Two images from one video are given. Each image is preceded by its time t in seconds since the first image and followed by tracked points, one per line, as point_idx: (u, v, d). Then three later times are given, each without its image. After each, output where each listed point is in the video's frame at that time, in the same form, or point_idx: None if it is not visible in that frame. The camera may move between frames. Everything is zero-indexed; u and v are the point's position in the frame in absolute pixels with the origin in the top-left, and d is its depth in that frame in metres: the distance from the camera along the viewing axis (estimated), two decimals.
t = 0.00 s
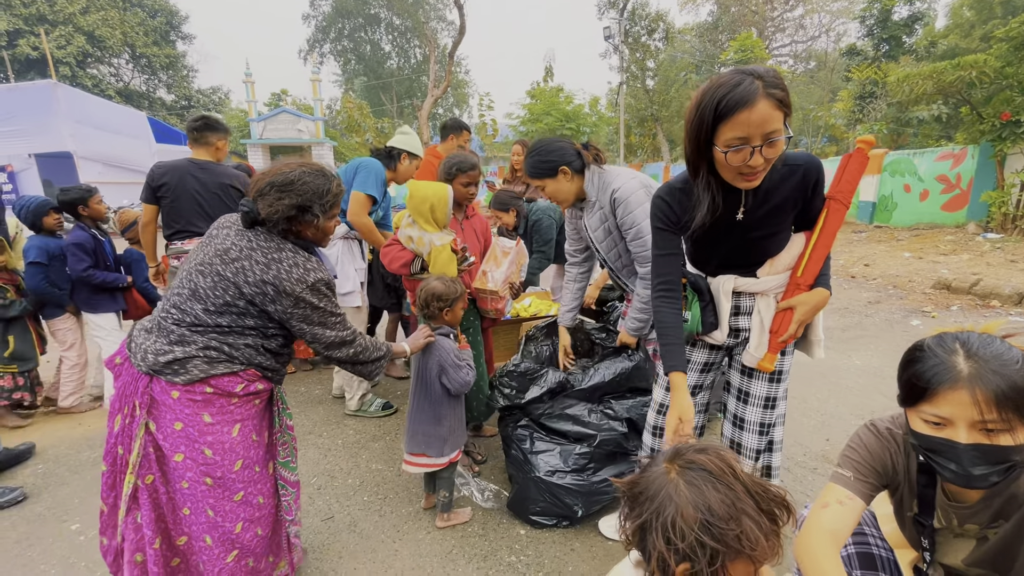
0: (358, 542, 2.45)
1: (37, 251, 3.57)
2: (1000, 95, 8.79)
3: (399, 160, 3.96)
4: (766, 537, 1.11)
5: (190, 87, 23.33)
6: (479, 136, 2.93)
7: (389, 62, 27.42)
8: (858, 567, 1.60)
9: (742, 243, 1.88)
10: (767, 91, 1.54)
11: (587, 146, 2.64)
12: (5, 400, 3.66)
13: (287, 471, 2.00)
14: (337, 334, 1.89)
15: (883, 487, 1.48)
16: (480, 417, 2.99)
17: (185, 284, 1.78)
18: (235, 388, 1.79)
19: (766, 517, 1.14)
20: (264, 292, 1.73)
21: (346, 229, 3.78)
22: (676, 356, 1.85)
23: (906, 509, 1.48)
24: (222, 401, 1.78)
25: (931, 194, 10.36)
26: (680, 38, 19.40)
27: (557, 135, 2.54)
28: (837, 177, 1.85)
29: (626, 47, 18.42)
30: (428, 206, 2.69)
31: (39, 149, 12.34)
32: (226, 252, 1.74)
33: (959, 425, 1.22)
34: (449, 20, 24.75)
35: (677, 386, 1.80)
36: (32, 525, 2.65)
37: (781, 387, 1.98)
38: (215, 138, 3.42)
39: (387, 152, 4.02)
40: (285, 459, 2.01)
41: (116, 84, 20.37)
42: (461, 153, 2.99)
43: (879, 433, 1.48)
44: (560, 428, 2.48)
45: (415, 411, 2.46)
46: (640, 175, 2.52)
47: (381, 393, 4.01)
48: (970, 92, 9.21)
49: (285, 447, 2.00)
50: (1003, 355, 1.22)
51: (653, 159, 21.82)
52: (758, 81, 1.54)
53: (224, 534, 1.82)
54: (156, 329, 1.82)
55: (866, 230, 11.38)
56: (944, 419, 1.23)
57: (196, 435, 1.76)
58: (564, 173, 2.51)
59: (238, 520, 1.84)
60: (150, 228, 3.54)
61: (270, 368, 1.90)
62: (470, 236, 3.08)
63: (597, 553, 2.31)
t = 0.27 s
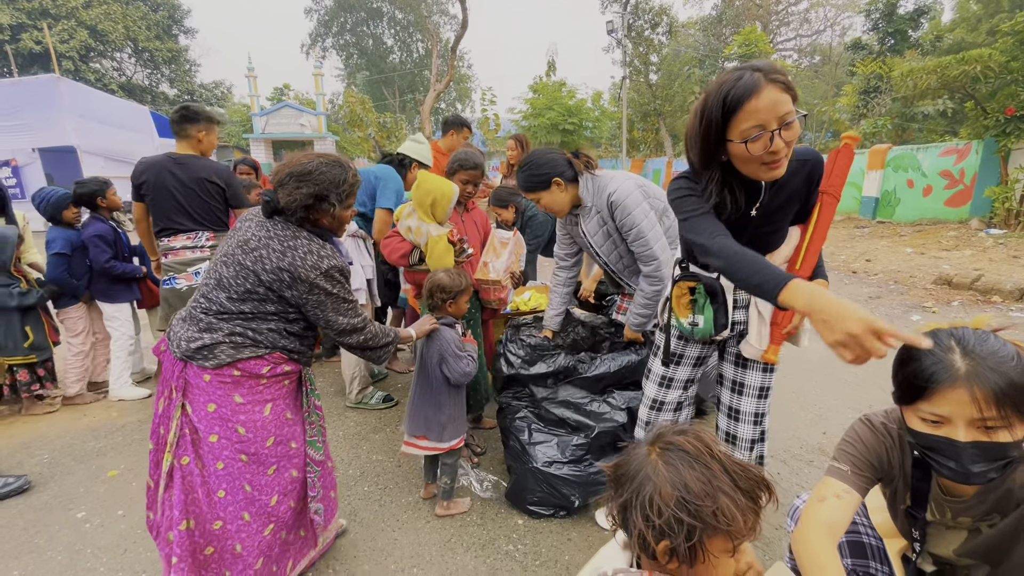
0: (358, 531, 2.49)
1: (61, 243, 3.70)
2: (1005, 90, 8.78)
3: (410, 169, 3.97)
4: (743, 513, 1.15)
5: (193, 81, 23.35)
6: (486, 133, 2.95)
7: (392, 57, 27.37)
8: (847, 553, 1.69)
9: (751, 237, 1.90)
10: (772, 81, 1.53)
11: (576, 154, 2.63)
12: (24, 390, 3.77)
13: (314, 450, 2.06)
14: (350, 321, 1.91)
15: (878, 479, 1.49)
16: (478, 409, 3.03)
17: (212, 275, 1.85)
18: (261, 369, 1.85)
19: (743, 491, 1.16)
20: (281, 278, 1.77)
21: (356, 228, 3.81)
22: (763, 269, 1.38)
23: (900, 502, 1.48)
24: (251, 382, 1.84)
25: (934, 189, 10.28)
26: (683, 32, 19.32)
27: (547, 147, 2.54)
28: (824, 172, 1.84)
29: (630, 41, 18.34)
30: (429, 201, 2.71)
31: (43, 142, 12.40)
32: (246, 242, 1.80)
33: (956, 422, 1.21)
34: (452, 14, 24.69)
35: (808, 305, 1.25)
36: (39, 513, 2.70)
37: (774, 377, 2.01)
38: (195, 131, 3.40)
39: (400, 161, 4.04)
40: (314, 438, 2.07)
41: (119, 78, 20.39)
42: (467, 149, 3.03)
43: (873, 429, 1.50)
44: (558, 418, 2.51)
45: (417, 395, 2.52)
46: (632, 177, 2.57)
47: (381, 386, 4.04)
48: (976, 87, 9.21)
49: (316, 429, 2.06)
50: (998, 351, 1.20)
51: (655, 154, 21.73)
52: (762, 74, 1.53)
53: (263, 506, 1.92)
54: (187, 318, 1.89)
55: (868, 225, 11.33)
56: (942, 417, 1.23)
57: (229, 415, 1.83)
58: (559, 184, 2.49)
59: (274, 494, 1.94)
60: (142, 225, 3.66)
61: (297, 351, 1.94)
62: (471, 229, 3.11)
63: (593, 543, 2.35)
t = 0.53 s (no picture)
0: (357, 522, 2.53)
1: (82, 236, 3.79)
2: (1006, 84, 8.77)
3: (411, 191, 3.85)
4: (723, 503, 1.16)
5: (192, 76, 23.29)
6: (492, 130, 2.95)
7: (392, 51, 27.27)
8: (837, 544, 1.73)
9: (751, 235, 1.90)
10: (781, 77, 1.51)
11: (572, 163, 2.62)
12: (32, 387, 3.77)
13: (348, 433, 2.09)
14: (363, 319, 1.92)
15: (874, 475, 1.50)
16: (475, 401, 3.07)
17: (233, 266, 1.88)
18: (277, 361, 1.89)
19: (723, 485, 1.18)
20: (298, 275, 1.80)
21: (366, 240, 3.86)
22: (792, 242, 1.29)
23: (893, 497, 1.50)
24: (268, 371, 1.89)
25: (935, 184, 10.31)
26: (685, 26, 19.23)
27: (544, 158, 2.55)
28: (821, 168, 1.86)
29: (631, 35, 18.26)
30: (434, 201, 2.70)
31: (42, 138, 12.42)
32: (266, 236, 1.83)
33: (944, 424, 1.23)
34: (452, 7, 24.57)
35: (839, 283, 1.15)
36: (42, 505, 2.74)
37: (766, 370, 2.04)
38: (177, 127, 3.35)
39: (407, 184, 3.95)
40: (344, 422, 2.11)
41: (119, 73, 20.36)
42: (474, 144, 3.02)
43: (867, 428, 1.49)
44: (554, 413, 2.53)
45: (428, 391, 2.57)
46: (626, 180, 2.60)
47: (380, 380, 4.08)
48: (977, 81, 9.20)
49: (340, 414, 2.10)
50: (993, 355, 1.20)
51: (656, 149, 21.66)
52: (771, 71, 1.51)
53: (298, 486, 1.96)
54: (209, 308, 1.93)
55: (868, 220, 11.32)
56: (930, 418, 1.24)
57: (249, 401, 1.89)
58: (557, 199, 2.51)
59: (306, 475, 1.96)
60: (135, 225, 3.66)
61: (312, 346, 1.98)
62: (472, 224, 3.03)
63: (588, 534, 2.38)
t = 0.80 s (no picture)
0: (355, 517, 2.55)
1: (91, 231, 3.81)
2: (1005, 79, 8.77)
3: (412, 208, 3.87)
4: (710, 500, 1.18)
5: (190, 71, 23.19)
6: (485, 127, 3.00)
7: (390, 46, 27.14)
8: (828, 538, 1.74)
9: (744, 233, 1.87)
10: (781, 80, 1.49)
11: (577, 170, 2.59)
12: (50, 381, 3.85)
13: (355, 439, 2.06)
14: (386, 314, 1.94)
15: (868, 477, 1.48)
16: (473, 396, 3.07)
17: (253, 264, 1.86)
18: (303, 359, 1.88)
19: (711, 483, 1.20)
20: (322, 270, 1.80)
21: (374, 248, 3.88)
22: (755, 270, 1.41)
23: (886, 497, 1.50)
24: (292, 371, 1.88)
25: (933, 179, 10.22)
26: (684, 20, 19.17)
27: (551, 159, 2.50)
28: (819, 168, 1.88)
29: (630, 29, 18.19)
30: (432, 199, 2.70)
31: (39, 134, 12.37)
32: (288, 232, 1.81)
33: (933, 428, 1.24)
34: (450, 1, 24.45)
35: (777, 319, 1.31)
36: (42, 501, 2.76)
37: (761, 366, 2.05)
38: (185, 126, 3.38)
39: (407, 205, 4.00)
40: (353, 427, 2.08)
41: (115, 68, 20.27)
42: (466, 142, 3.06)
43: (863, 428, 1.48)
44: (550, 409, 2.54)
45: (435, 387, 2.57)
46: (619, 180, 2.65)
47: (378, 376, 4.10)
48: (976, 76, 9.20)
49: (351, 416, 2.06)
50: (988, 363, 1.21)
51: (654, 144, 21.61)
52: (771, 74, 1.50)
53: (308, 492, 1.94)
54: (229, 307, 1.91)
55: (866, 216, 11.32)
56: (920, 421, 1.25)
57: (272, 403, 1.87)
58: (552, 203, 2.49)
59: (318, 481, 1.95)
60: (139, 222, 3.66)
61: (335, 342, 1.97)
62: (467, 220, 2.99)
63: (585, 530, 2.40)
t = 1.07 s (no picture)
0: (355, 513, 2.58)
1: (94, 228, 3.75)
2: (1004, 74, 8.77)
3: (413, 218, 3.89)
4: (705, 500, 1.19)
5: (186, 66, 23.05)
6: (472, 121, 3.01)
7: (388, 40, 27.01)
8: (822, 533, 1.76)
9: (744, 231, 1.89)
10: (778, 84, 1.48)
11: (576, 162, 2.62)
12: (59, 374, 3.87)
13: (364, 438, 2.06)
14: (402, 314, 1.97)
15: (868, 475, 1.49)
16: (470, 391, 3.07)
17: (270, 262, 1.85)
18: (319, 359, 1.89)
19: (706, 485, 1.20)
20: (341, 270, 1.80)
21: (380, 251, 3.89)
22: (703, 300, 1.50)
23: (880, 491, 1.52)
24: (308, 370, 1.88)
25: (931, 174, 10.26)
26: (683, 15, 19.09)
27: (550, 151, 2.52)
28: (817, 166, 1.89)
29: (629, 24, 18.12)
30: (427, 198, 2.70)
31: (35, 130, 12.31)
32: (306, 231, 1.80)
33: (923, 425, 1.26)
34: None
35: (706, 351, 1.39)
36: (44, 497, 2.77)
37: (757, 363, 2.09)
38: (226, 129, 3.48)
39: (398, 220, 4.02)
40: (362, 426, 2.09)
41: (111, 63, 20.15)
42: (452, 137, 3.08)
43: (855, 423, 1.49)
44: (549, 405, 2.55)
45: (433, 381, 2.59)
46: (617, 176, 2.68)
47: (378, 373, 4.12)
48: (974, 71, 9.21)
49: (361, 415, 2.08)
50: (981, 361, 1.22)
51: (653, 139, 21.57)
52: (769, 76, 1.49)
53: (317, 492, 1.94)
54: (245, 304, 1.90)
55: (864, 211, 11.33)
56: (910, 419, 1.27)
57: (287, 403, 1.87)
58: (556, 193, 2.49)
59: (328, 481, 1.95)
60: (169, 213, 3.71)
61: (348, 341, 1.99)
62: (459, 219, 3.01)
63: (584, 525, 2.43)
